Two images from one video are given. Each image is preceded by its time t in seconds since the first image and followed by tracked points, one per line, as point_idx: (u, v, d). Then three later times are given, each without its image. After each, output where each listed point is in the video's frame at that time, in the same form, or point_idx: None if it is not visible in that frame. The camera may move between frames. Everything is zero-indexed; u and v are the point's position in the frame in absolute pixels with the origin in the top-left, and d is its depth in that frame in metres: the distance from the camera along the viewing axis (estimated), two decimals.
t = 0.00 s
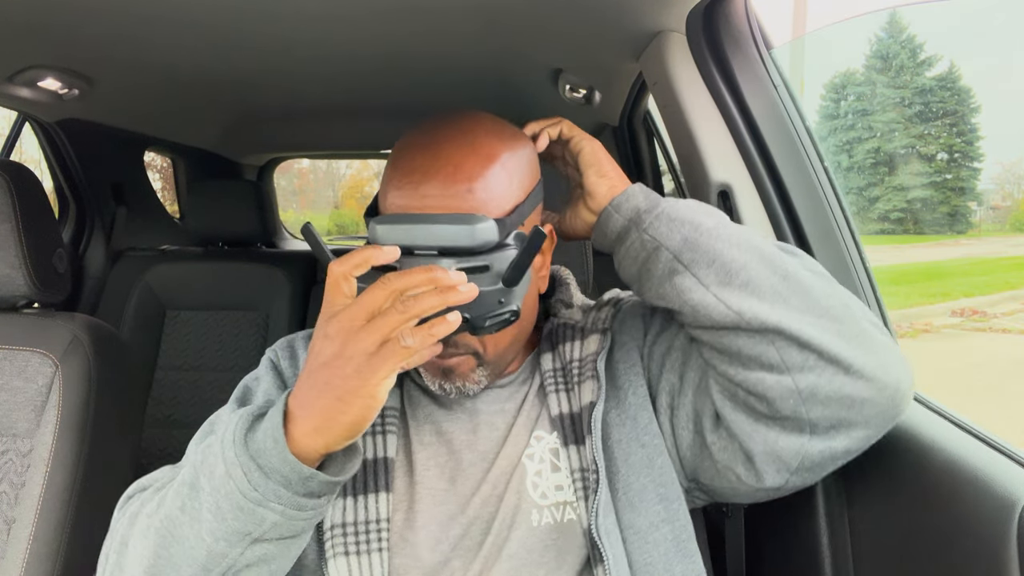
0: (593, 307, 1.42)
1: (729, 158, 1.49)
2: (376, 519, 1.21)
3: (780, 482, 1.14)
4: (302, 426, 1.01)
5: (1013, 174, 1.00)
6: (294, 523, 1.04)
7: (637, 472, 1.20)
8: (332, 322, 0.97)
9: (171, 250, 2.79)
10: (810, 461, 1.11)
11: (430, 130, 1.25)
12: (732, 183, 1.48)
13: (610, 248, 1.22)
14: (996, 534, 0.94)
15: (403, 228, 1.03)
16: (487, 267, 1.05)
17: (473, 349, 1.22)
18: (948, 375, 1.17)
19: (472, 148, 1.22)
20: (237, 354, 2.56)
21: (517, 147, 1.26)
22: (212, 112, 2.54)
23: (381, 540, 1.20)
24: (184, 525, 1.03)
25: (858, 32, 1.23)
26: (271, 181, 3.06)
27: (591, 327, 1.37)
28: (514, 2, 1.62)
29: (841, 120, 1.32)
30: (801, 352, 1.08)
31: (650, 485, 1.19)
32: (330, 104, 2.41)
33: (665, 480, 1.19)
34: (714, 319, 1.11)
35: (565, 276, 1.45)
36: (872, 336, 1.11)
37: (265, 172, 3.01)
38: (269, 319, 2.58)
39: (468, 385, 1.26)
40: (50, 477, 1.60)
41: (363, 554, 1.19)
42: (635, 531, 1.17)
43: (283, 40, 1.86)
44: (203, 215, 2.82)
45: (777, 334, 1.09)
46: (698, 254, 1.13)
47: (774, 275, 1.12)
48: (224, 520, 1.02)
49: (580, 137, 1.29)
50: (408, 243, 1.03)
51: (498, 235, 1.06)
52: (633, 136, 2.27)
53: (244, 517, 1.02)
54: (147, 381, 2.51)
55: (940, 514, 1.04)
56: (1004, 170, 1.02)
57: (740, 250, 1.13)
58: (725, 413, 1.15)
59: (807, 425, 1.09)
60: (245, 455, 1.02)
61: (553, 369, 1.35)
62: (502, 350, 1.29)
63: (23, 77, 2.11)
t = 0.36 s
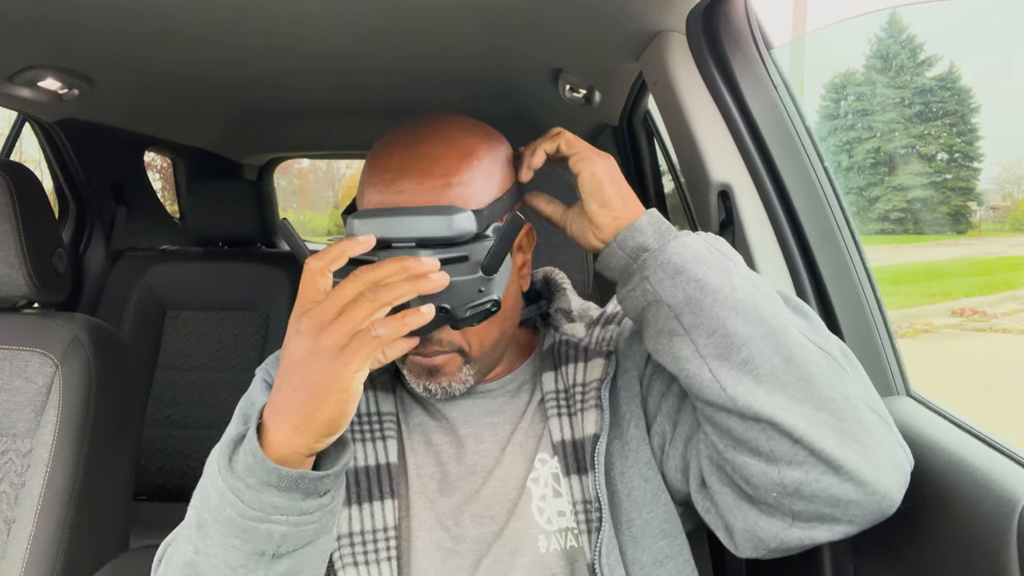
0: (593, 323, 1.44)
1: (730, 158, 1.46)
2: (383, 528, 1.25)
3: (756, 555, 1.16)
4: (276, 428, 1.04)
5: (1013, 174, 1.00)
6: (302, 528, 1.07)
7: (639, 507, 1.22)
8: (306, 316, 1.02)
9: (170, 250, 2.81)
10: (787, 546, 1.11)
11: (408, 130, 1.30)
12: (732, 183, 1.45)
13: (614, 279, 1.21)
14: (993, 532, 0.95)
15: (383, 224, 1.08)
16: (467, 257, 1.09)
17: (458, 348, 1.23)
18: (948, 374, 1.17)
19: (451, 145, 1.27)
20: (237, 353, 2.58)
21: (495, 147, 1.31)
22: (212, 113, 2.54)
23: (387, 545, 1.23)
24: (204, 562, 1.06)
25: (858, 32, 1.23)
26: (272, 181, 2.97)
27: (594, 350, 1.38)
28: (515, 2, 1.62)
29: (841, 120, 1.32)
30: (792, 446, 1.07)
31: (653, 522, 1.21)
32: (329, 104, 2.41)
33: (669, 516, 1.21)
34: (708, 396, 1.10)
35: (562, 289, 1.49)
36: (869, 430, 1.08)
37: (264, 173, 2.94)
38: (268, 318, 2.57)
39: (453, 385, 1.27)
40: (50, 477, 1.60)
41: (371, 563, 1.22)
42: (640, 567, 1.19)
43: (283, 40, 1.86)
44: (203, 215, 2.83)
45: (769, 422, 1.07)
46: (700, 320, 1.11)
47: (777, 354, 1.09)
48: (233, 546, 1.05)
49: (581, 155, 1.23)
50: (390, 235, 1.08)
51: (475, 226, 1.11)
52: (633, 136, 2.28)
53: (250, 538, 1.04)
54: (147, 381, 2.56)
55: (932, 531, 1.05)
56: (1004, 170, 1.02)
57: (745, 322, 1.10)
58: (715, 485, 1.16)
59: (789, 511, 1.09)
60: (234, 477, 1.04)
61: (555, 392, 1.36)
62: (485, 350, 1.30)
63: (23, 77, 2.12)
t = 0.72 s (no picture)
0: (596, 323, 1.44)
1: (729, 158, 1.45)
2: (376, 526, 1.25)
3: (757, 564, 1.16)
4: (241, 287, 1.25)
5: (1013, 174, 1.00)
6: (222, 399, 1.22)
7: (640, 513, 1.23)
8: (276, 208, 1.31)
9: (171, 249, 2.95)
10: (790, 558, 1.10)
11: (416, 133, 1.29)
12: (732, 183, 1.44)
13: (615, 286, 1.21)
14: (994, 533, 0.94)
15: (413, 240, 1.10)
16: (496, 268, 1.12)
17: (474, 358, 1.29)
18: (949, 375, 1.16)
19: (464, 150, 1.27)
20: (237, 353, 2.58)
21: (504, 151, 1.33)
22: (213, 113, 2.55)
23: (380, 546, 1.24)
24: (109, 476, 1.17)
25: (857, 32, 1.23)
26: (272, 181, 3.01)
27: (597, 351, 1.38)
28: (515, 2, 1.63)
29: (841, 120, 1.32)
30: (795, 457, 1.06)
31: (654, 527, 1.22)
32: (330, 104, 2.41)
33: (670, 521, 1.22)
34: (711, 406, 1.10)
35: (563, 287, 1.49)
36: (876, 443, 1.06)
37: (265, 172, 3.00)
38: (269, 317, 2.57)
39: (468, 394, 1.31)
40: (49, 477, 1.60)
41: (364, 561, 1.22)
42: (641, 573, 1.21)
43: (284, 39, 1.86)
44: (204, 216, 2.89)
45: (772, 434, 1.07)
46: (702, 329, 1.11)
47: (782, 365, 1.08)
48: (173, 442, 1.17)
49: (584, 158, 1.26)
50: (418, 248, 1.10)
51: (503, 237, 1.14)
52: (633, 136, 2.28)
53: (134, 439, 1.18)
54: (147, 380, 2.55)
55: (929, 533, 1.06)
56: (1004, 170, 1.02)
57: (749, 332, 1.09)
58: (716, 492, 1.15)
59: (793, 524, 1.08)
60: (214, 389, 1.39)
61: (555, 394, 1.37)
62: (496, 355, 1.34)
63: (23, 76, 2.11)
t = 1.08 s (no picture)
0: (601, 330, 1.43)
1: (729, 158, 1.45)
2: (366, 514, 1.27)
3: None
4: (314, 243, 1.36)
5: (1012, 174, 1.00)
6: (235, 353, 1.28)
7: (642, 520, 1.23)
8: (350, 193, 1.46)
9: (171, 249, 2.98)
10: None
11: (437, 139, 1.29)
12: (732, 184, 1.44)
13: (615, 296, 1.22)
14: (995, 531, 0.94)
15: (433, 244, 1.09)
16: (518, 274, 1.11)
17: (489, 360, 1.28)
18: (949, 374, 1.16)
19: (485, 154, 1.27)
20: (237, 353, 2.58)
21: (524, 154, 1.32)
22: (213, 113, 2.56)
23: (370, 534, 1.27)
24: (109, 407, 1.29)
25: (857, 32, 1.23)
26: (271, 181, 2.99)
27: (602, 361, 1.37)
28: (516, 3, 1.63)
29: (841, 120, 1.32)
30: (787, 478, 1.07)
31: (656, 535, 1.22)
32: (329, 104, 2.41)
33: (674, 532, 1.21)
34: (705, 423, 1.11)
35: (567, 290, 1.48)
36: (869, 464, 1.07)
37: (264, 172, 2.96)
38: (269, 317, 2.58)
39: (484, 395, 1.30)
40: (50, 476, 1.60)
41: (352, 546, 1.25)
42: None
43: (284, 40, 1.86)
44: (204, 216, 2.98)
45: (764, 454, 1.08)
46: (699, 347, 1.12)
47: (776, 384, 1.09)
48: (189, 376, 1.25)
49: (594, 165, 1.27)
50: (440, 254, 1.10)
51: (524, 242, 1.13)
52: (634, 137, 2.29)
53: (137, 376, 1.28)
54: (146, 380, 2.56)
55: (931, 533, 1.06)
56: (1004, 171, 1.02)
57: (745, 350, 1.11)
58: (711, 509, 1.17)
59: (783, 542, 1.09)
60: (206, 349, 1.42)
61: (561, 400, 1.36)
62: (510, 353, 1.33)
63: (23, 77, 2.11)
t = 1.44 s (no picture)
0: (613, 350, 1.33)
1: (729, 157, 1.45)
2: (377, 535, 1.21)
3: None
4: (215, 350, 1.03)
5: (1012, 174, 1.00)
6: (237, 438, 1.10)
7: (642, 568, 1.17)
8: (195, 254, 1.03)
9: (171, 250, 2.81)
10: None
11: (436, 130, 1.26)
12: (732, 184, 1.43)
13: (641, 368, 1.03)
14: (995, 531, 0.95)
15: (397, 217, 1.05)
16: (476, 249, 1.04)
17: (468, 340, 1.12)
18: (949, 374, 1.16)
19: (479, 145, 1.23)
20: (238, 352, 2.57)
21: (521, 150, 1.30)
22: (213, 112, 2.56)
23: (383, 554, 1.21)
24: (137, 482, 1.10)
25: (857, 32, 1.23)
26: (272, 181, 3.10)
27: (618, 384, 1.27)
28: (516, 3, 1.63)
29: (841, 120, 1.33)
30: None
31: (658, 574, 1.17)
32: (329, 102, 2.42)
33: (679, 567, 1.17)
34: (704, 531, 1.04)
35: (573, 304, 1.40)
36: None
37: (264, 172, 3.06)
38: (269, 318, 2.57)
39: (468, 382, 1.17)
40: (49, 477, 1.60)
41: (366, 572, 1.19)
42: None
43: (284, 39, 1.86)
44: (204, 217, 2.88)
45: None
46: (708, 461, 1.01)
47: (783, 518, 0.98)
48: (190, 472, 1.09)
49: (664, 207, 0.98)
50: (400, 229, 1.05)
51: (489, 221, 1.07)
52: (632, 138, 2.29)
53: (165, 454, 1.07)
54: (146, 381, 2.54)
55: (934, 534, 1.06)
56: (1004, 170, 1.02)
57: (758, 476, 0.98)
58: None
59: None
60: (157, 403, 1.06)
61: (574, 421, 1.27)
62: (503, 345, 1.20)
63: (23, 76, 2.11)
